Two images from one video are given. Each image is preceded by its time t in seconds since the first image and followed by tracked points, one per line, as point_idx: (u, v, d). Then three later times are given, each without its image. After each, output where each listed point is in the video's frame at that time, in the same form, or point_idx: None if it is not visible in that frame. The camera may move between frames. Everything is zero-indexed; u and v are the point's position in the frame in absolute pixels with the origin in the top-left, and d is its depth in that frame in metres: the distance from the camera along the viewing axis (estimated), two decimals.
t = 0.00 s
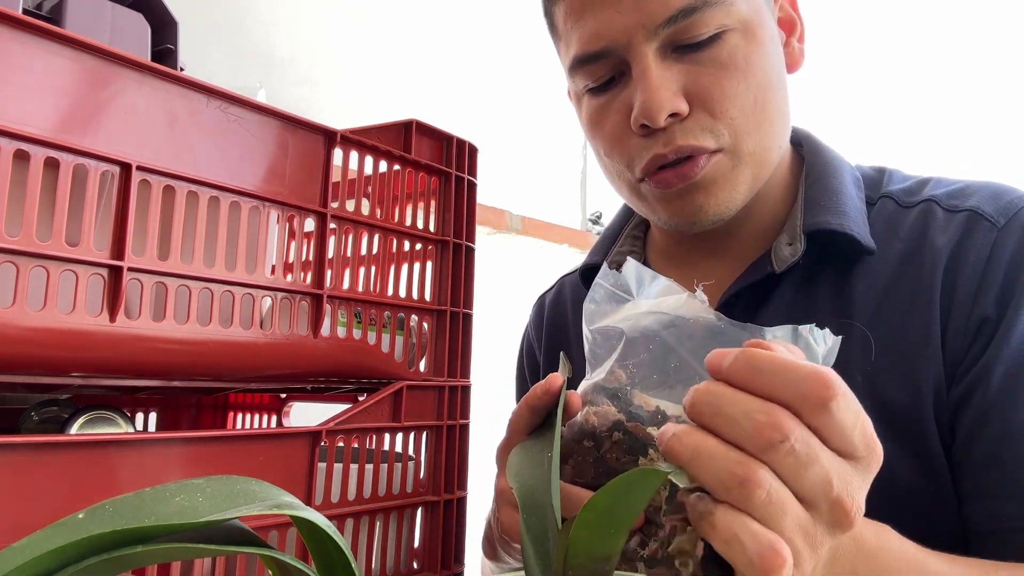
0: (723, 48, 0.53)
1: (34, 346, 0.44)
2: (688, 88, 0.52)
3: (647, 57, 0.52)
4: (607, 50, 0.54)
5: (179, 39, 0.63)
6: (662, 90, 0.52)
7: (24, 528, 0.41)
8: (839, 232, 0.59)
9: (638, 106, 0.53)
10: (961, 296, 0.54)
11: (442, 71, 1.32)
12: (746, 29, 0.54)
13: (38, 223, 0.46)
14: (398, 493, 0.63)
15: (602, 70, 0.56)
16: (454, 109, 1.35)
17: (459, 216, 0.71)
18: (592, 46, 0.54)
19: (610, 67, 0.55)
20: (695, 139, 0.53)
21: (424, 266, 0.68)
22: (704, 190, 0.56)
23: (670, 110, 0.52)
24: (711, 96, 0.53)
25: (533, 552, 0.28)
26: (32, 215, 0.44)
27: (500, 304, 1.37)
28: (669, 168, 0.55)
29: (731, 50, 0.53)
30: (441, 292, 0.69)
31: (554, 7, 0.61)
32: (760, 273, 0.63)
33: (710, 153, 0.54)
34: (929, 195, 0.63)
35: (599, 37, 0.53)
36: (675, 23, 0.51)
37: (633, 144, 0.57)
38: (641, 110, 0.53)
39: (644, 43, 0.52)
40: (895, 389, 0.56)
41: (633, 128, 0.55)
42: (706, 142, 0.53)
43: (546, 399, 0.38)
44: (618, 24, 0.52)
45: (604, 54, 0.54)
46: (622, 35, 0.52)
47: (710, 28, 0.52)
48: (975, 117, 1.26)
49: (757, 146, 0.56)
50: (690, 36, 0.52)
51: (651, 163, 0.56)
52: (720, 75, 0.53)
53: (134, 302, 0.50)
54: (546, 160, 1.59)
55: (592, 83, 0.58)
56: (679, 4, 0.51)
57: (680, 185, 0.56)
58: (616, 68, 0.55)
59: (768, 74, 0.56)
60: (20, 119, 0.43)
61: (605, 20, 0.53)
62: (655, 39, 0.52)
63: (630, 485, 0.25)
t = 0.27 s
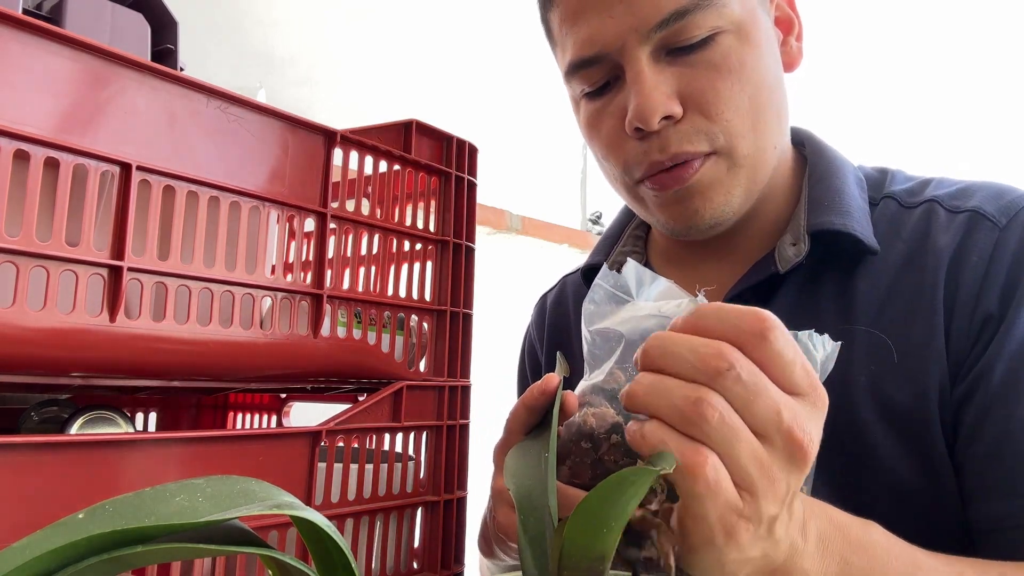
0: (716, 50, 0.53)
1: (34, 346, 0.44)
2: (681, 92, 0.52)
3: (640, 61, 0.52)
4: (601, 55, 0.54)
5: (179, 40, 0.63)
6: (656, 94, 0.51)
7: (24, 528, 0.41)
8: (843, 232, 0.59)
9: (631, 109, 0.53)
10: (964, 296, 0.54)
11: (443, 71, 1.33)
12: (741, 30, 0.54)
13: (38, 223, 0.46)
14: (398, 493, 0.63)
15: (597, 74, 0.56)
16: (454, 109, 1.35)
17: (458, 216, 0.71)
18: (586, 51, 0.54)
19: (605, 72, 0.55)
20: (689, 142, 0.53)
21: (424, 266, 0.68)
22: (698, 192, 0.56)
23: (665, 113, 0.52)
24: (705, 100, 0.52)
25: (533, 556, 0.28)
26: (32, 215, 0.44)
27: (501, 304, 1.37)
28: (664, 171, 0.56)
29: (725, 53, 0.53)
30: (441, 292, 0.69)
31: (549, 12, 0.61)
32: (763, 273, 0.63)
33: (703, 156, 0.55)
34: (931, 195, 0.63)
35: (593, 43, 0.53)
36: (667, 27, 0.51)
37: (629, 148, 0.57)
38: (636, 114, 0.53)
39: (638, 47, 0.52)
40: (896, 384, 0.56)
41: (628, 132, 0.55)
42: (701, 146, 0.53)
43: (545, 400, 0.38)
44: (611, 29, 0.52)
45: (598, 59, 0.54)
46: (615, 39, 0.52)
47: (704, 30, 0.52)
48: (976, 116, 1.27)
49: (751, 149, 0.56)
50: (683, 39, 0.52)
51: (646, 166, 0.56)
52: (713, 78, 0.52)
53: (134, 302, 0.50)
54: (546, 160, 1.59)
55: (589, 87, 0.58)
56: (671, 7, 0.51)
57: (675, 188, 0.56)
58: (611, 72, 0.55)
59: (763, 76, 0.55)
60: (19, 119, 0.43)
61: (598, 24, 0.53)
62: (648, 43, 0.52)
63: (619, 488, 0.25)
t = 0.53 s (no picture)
0: (752, 67, 0.52)
1: (33, 346, 0.44)
2: (717, 107, 0.52)
3: (679, 76, 0.51)
4: (637, 66, 0.53)
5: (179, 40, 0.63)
6: (693, 110, 0.51)
7: (24, 528, 0.41)
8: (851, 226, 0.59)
9: (666, 123, 0.53)
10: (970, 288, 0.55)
11: (442, 71, 1.32)
12: (775, 45, 0.53)
13: (38, 223, 0.46)
14: (398, 493, 0.63)
15: (628, 82, 0.55)
16: (454, 109, 1.35)
17: (459, 216, 0.71)
18: (622, 61, 0.53)
19: (640, 80, 0.54)
20: (722, 156, 0.54)
21: (424, 266, 0.68)
22: (725, 203, 0.58)
23: (701, 129, 0.52)
24: (741, 116, 0.53)
25: (534, 555, 0.27)
26: (32, 215, 0.44)
27: (500, 303, 1.37)
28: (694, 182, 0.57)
29: (761, 69, 0.53)
30: (441, 292, 0.69)
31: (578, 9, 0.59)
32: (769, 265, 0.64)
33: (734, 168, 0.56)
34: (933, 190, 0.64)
35: (630, 53, 0.52)
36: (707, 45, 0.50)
37: (658, 157, 0.57)
38: (669, 128, 0.53)
39: (677, 61, 0.51)
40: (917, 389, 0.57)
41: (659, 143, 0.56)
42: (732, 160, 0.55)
43: (550, 398, 0.39)
44: (651, 43, 0.51)
45: (633, 70, 0.53)
46: (655, 53, 0.51)
47: (742, 48, 0.51)
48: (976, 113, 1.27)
49: (781, 159, 0.57)
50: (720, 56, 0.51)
51: (675, 176, 0.57)
52: (750, 96, 0.53)
53: (134, 302, 0.50)
54: (546, 160, 1.59)
55: (617, 95, 0.57)
56: (712, 24, 0.50)
57: (703, 198, 0.58)
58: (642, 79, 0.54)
59: (794, 88, 0.56)
60: (19, 119, 0.43)
61: (636, 35, 0.52)
62: (686, 58, 0.51)
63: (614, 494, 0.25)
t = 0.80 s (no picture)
0: (776, 28, 0.55)
1: (33, 346, 0.44)
2: (745, 62, 0.54)
3: (709, 28, 0.54)
4: (668, 17, 0.54)
5: (179, 39, 0.63)
6: (724, 61, 0.53)
7: (24, 528, 0.41)
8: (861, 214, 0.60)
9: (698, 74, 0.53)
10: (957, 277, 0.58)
11: (442, 71, 1.32)
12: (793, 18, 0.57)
13: (37, 223, 0.46)
14: (398, 493, 0.63)
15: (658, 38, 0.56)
16: (453, 110, 1.35)
17: (458, 216, 0.71)
18: (652, 13, 0.55)
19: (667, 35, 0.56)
20: (751, 111, 0.54)
21: (424, 266, 0.68)
22: (751, 165, 0.56)
23: (731, 80, 0.53)
24: (768, 70, 0.54)
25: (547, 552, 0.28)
26: (32, 215, 0.44)
27: (500, 304, 1.37)
28: (722, 141, 0.55)
29: (784, 32, 0.55)
30: (441, 292, 0.69)
31: None
32: (783, 253, 0.62)
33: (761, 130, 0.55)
34: (924, 180, 0.66)
35: (661, 5, 0.54)
36: None
37: (683, 117, 0.56)
38: (704, 76, 0.53)
39: (708, 13, 0.54)
40: (934, 392, 0.60)
41: (688, 99, 0.55)
42: (761, 117, 0.54)
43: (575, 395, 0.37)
44: None
45: (663, 23, 0.55)
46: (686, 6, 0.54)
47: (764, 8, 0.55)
48: (976, 119, 1.19)
49: (802, 130, 0.58)
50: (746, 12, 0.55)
51: (701, 136, 0.55)
52: (776, 51, 0.55)
53: (134, 302, 0.50)
54: (546, 160, 1.59)
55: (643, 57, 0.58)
56: None
57: (731, 159, 0.56)
58: (670, 35, 0.56)
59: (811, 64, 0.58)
60: (19, 119, 0.43)
61: None
62: (717, 11, 0.54)
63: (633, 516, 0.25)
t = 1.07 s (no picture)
0: (773, 26, 0.56)
1: (33, 346, 0.44)
2: (743, 56, 0.54)
3: (708, 24, 0.55)
4: (668, 13, 0.56)
5: (179, 39, 0.63)
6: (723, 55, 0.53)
7: (24, 528, 0.41)
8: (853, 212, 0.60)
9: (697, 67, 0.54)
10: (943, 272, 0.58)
11: (442, 71, 1.32)
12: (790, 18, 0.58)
13: (38, 223, 0.46)
14: (398, 493, 0.63)
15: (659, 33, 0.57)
16: (453, 110, 1.35)
17: (458, 216, 0.71)
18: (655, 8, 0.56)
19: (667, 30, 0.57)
20: (748, 104, 0.54)
21: (424, 266, 0.68)
22: (746, 158, 0.55)
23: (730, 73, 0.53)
24: (765, 65, 0.54)
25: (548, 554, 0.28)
26: (32, 214, 0.44)
27: (500, 304, 1.37)
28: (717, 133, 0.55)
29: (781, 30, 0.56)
30: (441, 292, 0.69)
31: None
32: (777, 251, 0.62)
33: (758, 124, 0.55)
34: (914, 178, 0.66)
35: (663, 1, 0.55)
36: None
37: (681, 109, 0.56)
38: (703, 69, 0.54)
39: (708, 11, 0.55)
40: (920, 385, 0.60)
41: (686, 91, 0.55)
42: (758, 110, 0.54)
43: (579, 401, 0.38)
44: None
45: (664, 17, 0.56)
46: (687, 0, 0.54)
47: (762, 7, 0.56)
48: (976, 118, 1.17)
49: (797, 128, 0.58)
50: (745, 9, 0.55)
51: (698, 127, 0.55)
52: (774, 47, 0.55)
53: (134, 302, 0.50)
54: (546, 160, 1.59)
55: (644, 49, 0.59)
56: None
57: (726, 151, 0.55)
58: (670, 31, 0.57)
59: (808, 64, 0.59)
60: (19, 119, 0.43)
61: None
62: (717, 9, 0.55)
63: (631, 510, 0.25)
